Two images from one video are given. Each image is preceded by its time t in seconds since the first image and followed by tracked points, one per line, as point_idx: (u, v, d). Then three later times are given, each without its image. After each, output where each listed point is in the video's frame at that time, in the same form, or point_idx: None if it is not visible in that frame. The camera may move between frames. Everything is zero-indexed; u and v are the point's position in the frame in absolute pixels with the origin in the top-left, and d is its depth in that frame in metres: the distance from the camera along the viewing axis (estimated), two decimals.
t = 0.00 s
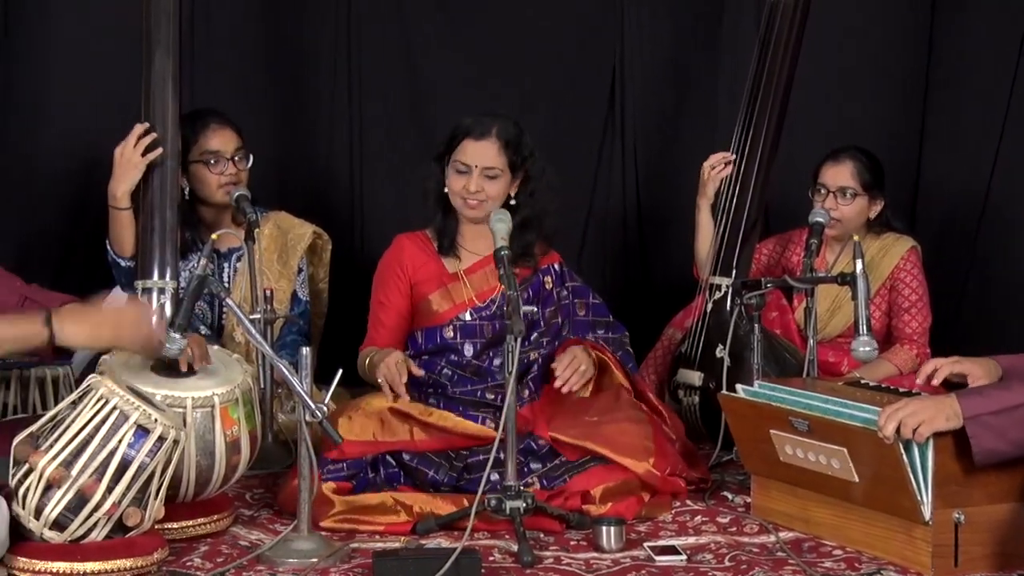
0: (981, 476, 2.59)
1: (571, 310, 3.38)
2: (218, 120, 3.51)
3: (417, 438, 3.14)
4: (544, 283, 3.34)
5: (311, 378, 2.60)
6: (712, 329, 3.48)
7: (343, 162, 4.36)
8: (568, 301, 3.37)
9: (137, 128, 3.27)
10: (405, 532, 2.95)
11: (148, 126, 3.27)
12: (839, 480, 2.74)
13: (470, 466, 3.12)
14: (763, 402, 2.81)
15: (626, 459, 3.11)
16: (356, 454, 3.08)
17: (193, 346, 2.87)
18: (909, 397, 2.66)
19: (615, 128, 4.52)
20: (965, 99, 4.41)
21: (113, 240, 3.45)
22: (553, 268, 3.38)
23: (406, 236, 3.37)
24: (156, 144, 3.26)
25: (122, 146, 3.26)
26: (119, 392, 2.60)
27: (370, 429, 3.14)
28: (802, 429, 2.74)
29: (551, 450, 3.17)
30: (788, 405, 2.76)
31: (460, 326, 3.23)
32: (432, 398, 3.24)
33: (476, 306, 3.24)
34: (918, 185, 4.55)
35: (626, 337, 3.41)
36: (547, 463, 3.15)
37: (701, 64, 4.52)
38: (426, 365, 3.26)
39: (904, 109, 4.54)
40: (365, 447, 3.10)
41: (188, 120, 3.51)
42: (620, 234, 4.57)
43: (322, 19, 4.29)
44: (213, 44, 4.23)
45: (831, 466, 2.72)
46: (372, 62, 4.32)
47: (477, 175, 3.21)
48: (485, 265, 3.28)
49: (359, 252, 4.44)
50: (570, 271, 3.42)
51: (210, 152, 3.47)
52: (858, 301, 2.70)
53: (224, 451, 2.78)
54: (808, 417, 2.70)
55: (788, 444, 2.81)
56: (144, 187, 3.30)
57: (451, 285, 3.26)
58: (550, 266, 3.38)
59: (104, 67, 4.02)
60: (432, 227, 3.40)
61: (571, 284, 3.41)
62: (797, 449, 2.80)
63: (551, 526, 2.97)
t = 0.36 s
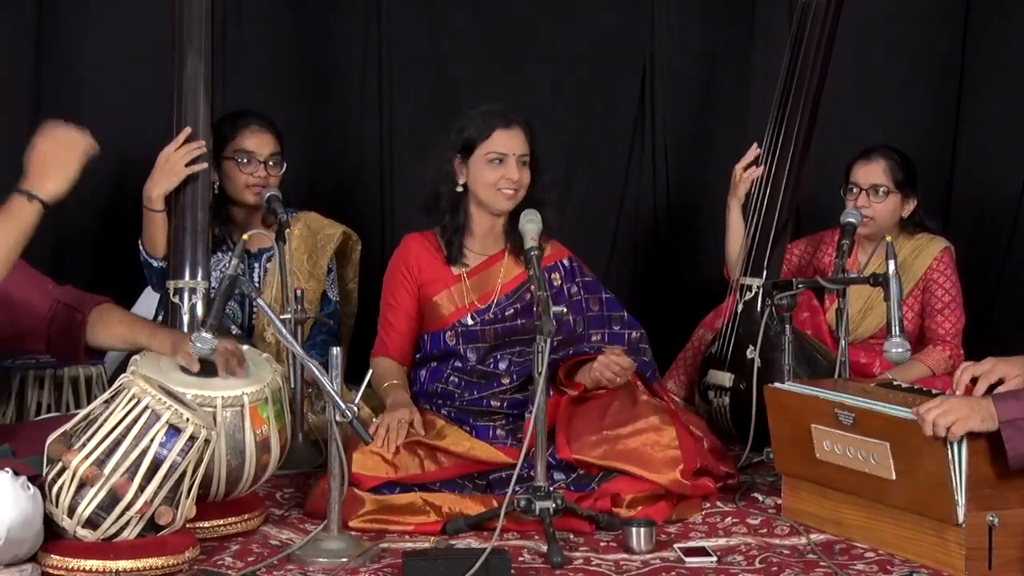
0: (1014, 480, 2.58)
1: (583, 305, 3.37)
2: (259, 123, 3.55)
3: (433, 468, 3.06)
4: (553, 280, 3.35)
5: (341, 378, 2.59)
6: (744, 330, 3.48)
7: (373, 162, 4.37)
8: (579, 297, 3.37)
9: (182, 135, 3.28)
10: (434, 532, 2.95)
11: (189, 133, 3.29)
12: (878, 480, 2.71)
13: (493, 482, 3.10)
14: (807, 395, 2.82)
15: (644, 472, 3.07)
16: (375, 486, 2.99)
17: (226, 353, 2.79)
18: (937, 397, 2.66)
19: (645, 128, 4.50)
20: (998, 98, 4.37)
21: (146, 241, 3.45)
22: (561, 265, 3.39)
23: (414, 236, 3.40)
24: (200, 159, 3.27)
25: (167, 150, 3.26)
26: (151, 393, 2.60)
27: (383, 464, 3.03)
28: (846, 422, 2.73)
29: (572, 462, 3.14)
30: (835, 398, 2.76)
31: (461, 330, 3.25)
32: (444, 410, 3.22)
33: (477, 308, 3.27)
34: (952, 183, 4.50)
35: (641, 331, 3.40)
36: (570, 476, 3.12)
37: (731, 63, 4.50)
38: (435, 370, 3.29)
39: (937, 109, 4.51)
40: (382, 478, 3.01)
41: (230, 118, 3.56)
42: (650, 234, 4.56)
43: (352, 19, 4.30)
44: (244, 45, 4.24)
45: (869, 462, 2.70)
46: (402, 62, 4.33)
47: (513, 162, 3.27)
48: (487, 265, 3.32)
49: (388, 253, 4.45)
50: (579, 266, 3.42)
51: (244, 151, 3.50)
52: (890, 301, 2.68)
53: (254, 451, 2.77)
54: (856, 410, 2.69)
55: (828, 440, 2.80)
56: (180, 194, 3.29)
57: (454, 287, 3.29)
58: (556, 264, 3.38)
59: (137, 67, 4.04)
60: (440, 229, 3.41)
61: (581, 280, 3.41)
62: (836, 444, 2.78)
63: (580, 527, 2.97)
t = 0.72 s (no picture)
0: None
1: (634, 310, 3.34)
2: (296, 124, 3.56)
3: (463, 471, 3.07)
4: (606, 285, 3.31)
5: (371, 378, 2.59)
6: (774, 330, 3.47)
7: (404, 163, 4.38)
8: (633, 301, 3.34)
9: (213, 138, 3.28)
10: (464, 532, 2.95)
11: (219, 133, 3.29)
12: (908, 481, 2.70)
13: (524, 481, 3.12)
14: (836, 398, 2.80)
15: (682, 476, 3.05)
16: (401, 489, 3.01)
17: (264, 321, 3.08)
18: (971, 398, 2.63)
19: (676, 128, 4.50)
20: None
21: (178, 241, 3.46)
22: (616, 270, 3.36)
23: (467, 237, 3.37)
24: (230, 156, 3.28)
25: (197, 151, 3.27)
26: (183, 392, 2.58)
27: (412, 469, 3.05)
28: (875, 426, 2.71)
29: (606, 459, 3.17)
30: (863, 401, 2.74)
31: (519, 338, 3.22)
32: (482, 410, 3.21)
33: (534, 316, 3.22)
34: (986, 183, 4.47)
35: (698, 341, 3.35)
36: (603, 473, 3.15)
37: (763, 63, 4.48)
38: (484, 377, 3.26)
39: (970, 109, 4.48)
40: (411, 480, 3.03)
41: (267, 117, 3.57)
42: (680, 235, 4.56)
43: (383, 21, 4.31)
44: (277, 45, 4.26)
45: (901, 465, 2.69)
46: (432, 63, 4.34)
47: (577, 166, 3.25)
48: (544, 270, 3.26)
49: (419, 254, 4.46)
50: (633, 272, 3.39)
51: (280, 151, 3.51)
52: (924, 303, 2.66)
53: (283, 449, 2.77)
54: (883, 413, 2.67)
55: (857, 443, 2.79)
56: (211, 195, 3.30)
57: (511, 293, 3.25)
58: (611, 269, 3.35)
59: (170, 68, 4.07)
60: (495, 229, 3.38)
61: (637, 285, 3.38)
62: (866, 448, 2.77)
63: (610, 528, 2.96)
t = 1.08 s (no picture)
0: None
1: (713, 330, 3.32)
2: (322, 123, 3.57)
3: (494, 475, 3.06)
4: (700, 306, 3.28)
5: (401, 378, 2.58)
6: (806, 329, 3.46)
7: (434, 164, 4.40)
8: (715, 322, 3.32)
9: (247, 144, 3.29)
10: (494, 533, 2.95)
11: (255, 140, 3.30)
12: (937, 487, 2.69)
13: (554, 486, 3.11)
14: (858, 406, 2.78)
15: (710, 481, 3.03)
16: (442, 491, 3.01)
17: (291, 324, 2.94)
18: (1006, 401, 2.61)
19: (706, 129, 4.48)
20: None
21: (210, 241, 3.47)
22: (712, 291, 3.31)
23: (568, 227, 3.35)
24: (262, 157, 3.30)
25: (231, 151, 3.28)
26: (214, 391, 2.58)
27: (445, 472, 3.04)
28: (898, 435, 2.68)
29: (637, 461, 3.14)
30: (885, 410, 2.70)
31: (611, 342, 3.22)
32: (526, 405, 3.25)
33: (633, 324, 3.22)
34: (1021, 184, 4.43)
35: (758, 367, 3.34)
36: (634, 475, 3.13)
37: (794, 64, 4.46)
38: (555, 372, 3.27)
39: (1004, 110, 4.45)
40: (444, 482, 3.02)
41: (295, 118, 3.58)
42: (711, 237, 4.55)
43: (414, 22, 4.33)
44: (308, 48, 4.28)
45: (929, 472, 2.67)
46: (462, 64, 4.35)
47: (661, 182, 3.20)
48: (654, 274, 3.28)
49: (449, 255, 4.47)
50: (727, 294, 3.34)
51: (310, 150, 3.51)
52: (958, 305, 2.63)
53: (314, 449, 2.77)
54: (904, 424, 2.65)
55: (884, 451, 2.77)
56: (242, 196, 3.32)
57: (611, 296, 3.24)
58: (709, 288, 3.31)
59: (203, 70, 4.10)
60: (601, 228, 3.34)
61: (723, 308, 3.34)
62: (892, 455, 2.75)
63: (640, 530, 2.95)
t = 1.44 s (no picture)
0: None
1: (741, 336, 3.33)
2: (349, 123, 3.59)
3: (519, 475, 3.05)
4: (729, 312, 3.29)
5: (427, 378, 2.58)
6: (832, 331, 3.45)
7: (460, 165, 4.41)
8: (744, 328, 3.33)
9: (273, 141, 3.29)
10: (519, 534, 2.95)
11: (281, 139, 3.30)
12: (967, 486, 2.67)
13: (579, 486, 3.11)
14: (892, 402, 2.76)
15: (738, 485, 3.02)
16: (465, 493, 3.00)
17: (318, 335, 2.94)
18: None
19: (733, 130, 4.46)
20: None
21: (236, 242, 3.50)
22: (741, 298, 3.33)
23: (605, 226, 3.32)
24: (286, 155, 3.30)
25: (254, 151, 3.30)
26: (241, 391, 2.58)
27: (470, 471, 3.04)
28: (933, 431, 2.67)
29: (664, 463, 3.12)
30: (921, 406, 2.69)
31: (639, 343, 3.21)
32: (552, 405, 3.24)
33: (663, 325, 3.21)
34: None
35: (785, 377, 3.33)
36: (660, 477, 3.10)
37: (821, 65, 4.45)
38: (580, 374, 3.27)
39: None
40: (470, 482, 3.02)
41: (322, 119, 3.59)
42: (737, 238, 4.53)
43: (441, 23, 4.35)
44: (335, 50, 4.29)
45: (961, 471, 2.66)
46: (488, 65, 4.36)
47: (680, 191, 3.17)
48: (684, 276, 3.27)
49: (474, 256, 4.48)
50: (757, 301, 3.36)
51: (339, 152, 3.53)
52: (986, 305, 2.61)
53: (340, 449, 2.78)
54: (941, 419, 2.63)
55: (916, 448, 2.75)
56: (268, 195, 3.33)
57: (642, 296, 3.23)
58: (739, 294, 3.32)
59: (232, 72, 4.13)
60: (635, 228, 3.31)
61: (753, 314, 3.34)
62: (924, 453, 2.74)
63: (665, 531, 2.95)
